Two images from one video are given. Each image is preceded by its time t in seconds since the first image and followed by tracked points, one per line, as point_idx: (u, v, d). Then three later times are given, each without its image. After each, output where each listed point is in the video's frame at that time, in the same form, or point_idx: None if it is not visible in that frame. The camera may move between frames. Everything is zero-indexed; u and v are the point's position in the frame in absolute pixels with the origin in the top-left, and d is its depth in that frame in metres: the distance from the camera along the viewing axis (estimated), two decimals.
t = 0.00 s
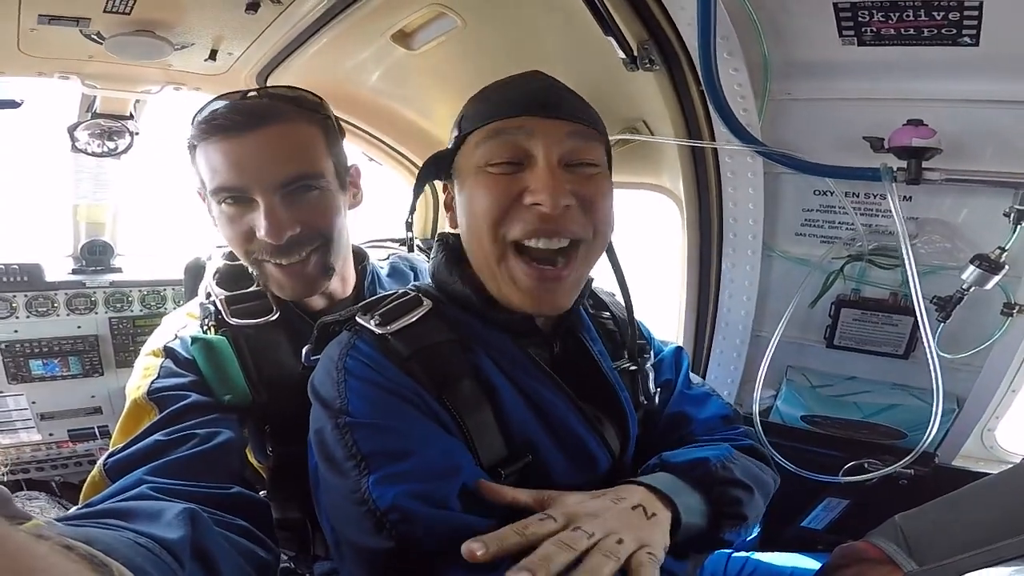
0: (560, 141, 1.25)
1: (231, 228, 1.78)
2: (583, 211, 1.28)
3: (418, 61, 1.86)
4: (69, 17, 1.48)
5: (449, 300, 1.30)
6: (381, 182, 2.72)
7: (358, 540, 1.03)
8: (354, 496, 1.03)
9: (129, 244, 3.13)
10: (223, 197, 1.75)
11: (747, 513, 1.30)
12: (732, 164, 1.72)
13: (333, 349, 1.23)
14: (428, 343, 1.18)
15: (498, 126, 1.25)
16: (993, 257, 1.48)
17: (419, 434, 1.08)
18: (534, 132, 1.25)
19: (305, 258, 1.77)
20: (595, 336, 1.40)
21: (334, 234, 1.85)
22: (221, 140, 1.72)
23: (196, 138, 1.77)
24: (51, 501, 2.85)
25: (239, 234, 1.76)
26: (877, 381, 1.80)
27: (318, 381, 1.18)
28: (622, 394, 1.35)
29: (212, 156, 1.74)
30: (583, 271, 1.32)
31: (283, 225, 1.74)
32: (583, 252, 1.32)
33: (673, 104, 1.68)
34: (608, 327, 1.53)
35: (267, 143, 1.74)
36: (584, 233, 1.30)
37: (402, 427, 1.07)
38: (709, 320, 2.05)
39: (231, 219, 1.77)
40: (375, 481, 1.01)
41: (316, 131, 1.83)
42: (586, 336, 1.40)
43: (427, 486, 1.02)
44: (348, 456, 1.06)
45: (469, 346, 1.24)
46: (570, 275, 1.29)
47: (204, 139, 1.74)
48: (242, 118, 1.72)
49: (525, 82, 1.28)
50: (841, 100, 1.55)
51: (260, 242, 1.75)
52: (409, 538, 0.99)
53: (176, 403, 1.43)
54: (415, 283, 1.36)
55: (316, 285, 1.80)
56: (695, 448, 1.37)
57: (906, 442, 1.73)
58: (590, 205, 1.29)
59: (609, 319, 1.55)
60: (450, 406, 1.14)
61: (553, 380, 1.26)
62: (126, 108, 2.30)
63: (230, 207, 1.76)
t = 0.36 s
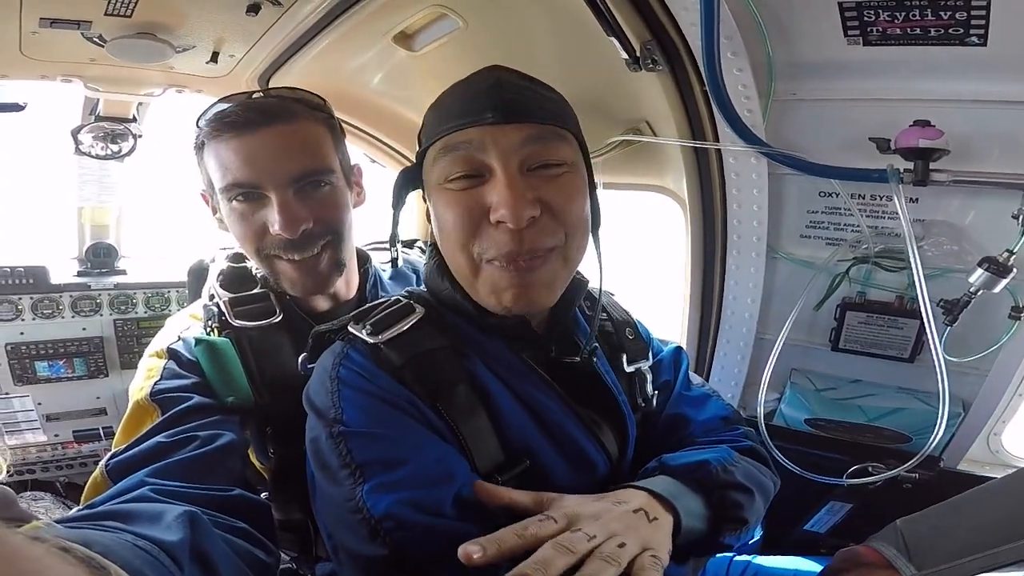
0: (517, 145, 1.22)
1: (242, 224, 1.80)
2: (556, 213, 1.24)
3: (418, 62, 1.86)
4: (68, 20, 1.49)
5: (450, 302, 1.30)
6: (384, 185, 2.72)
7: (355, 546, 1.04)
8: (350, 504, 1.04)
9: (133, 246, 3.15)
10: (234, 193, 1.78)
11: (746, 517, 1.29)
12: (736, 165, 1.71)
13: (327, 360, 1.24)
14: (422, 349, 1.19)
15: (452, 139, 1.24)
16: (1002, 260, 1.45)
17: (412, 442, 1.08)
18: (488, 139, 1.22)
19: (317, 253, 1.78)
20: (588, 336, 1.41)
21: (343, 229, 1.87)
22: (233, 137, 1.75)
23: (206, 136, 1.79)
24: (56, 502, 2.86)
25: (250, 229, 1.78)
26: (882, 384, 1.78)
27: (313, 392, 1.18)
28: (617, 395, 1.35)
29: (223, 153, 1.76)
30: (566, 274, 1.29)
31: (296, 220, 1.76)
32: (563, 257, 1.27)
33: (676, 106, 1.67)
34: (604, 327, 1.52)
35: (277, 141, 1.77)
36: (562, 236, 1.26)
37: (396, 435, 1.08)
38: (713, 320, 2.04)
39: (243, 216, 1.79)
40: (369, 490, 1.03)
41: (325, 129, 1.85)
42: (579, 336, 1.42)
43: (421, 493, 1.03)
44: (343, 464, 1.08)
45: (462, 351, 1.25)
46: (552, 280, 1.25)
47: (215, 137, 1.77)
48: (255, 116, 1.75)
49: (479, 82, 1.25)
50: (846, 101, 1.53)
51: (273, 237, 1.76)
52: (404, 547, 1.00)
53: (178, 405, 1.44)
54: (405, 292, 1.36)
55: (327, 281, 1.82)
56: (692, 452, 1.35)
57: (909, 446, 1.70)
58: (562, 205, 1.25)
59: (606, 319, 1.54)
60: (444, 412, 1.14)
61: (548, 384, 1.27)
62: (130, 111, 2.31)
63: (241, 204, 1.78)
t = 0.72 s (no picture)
0: (554, 147, 1.22)
1: (249, 215, 1.82)
2: (590, 216, 1.26)
3: (428, 63, 1.87)
4: (88, 16, 1.50)
5: (457, 300, 1.30)
6: (391, 184, 2.72)
7: (358, 545, 1.05)
8: (354, 503, 1.06)
9: (142, 242, 3.15)
10: (243, 186, 1.79)
11: (734, 494, 1.32)
12: (745, 169, 1.71)
13: (333, 358, 1.24)
14: (427, 350, 1.18)
15: (488, 139, 1.22)
16: (1010, 265, 1.44)
17: (415, 441, 1.10)
18: (524, 140, 1.21)
19: (324, 245, 1.80)
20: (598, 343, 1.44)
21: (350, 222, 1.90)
22: (241, 130, 1.76)
23: (214, 130, 1.81)
24: (60, 496, 2.86)
25: (258, 221, 1.80)
26: (889, 390, 1.78)
27: (318, 390, 1.21)
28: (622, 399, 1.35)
29: (231, 146, 1.77)
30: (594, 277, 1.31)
31: (304, 211, 1.79)
32: (593, 259, 1.30)
33: (686, 108, 1.67)
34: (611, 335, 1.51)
35: (284, 135, 1.78)
36: (593, 240, 1.28)
37: (401, 435, 1.10)
38: (719, 322, 2.04)
39: (250, 208, 1.81)
40: (372, 489, 1.05)
41: (330, 124, 1.87)
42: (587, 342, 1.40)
43: (423, 491, 1.04)
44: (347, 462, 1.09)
45: (469, 353, 1.26)
46: (583, 282, 1.27)
47: (224, 131, 1.78)
48: (261, 109, 1.76)
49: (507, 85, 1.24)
50: (855, 106, 1.54)
51: (281, 227, 1.79)
52: (405, 547, 1.00)
53: (184, 401, 1.44)
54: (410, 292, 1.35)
55: (335, 273, 1.83)
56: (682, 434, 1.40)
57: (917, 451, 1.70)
58: (595, 209, 1.27)
59: (613, 324, 1.54)
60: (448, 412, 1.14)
61: (552, 387, 1.28)
62: (142, 107, 2.33)
63: (249, 196, 1.80)
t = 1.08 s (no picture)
0: (523, 147, 1.22)
1: (282, 216, 1.78)
2: (561, 218, 1.25)
3: (432, 64, 1.88)
4: (98, 17, 1.52)
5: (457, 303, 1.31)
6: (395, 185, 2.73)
7: (361, 548, 1.05)
8: (356, 506, 1.05)
9: (147, 243, 3.16)
10: (274, 185, 1.77)
11: (769, 525, 1.30)
12: (748, 167, 1.73)
13: (333, 361, 1.25)
14: (426, 353, 1.19)
15: (459, 139, 1.23)
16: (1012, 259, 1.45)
17: (417, 443, 1.10)
18: (493, 141, 1.22)
19: (357, 233, 1.83)
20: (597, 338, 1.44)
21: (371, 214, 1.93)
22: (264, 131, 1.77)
23: (228, 135, 1.80)
24: (65, 497, 2.85)
25: (295, 217, 1.78)
26: (892, 386, 1.78)
27: (318, 395, 1.20)
28: (625, 395, 1.36)
29: (257, 146, 1.77)
30: (569, 280, 1.30)
31: (343, 199, 1.80)
32: (568, 262, 1.29)
33: (688, 106, 1.69)
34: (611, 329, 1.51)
35: (301, 132, 1.80)
36: (566, 242, 1.27)
37: (402, 437, 1.10)
38: (723, 320, 2.04)
39: (284, 207, 1.78)
40: (375, 491, 1.04)
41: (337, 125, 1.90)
42: (587, 338, 1.43)
43: (426, 493, 1.04)
44: (349, 466, 1.09)
45: (468, 351, 1.28)
46: (554, 285, 1.27)
47: (243, 133, 1.78)
48: (274, 110, 1.77)
49: (484, 81, 1.25)
50: (855, 104, 1.55)
51: (321, 220, 1.78)
52: (409, 548, 1.01)
53: (190, 399, 1.44)
54: (410, 292, 1.38)
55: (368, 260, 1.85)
56: (716, 457, 1.35)
57: (923, 446, 1.70)
58: (568, 210, 1.26)
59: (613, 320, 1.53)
60: (448, 415, 1.15)
61: (552, 388, 1.27)
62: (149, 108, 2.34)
63: (280, 195, 1.78)
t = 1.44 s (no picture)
0: (563, 156, 1.21)
1: (273, 222, 1.77)
2: (595, 230, 1.24)
3: (431, 65, 1.87)
4: (93, 19, 1.51)
5: (455, 307, 1.30)
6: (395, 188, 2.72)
7: (362, 550, 1.05)
8: (357, 507, 1.05)
9: (146, 246, 3.16)
10: (265, 194, 1.76)
11: (753, 544, 1.28)
12: (749, 168, 1.72)
13: (332, 361, 1.25)
14: (426, 352, 1.18)
15: (497, 143, 1.20)
16: (1015, 261, 1.44)
17: (417, 443, 1.09)
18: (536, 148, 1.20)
19: (349, 238, 1.82)
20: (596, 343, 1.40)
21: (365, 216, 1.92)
22: (253, 138, 1.75)
23: (218, 142, 1.79)
24: (64, 502, 2.84)
25: (286, 224, 1.77)
26: (894, 388, 1.77)
27: (318, 395, 1.20)
28: (627, 401, 1.35)
29: (246, 155, 1.76)
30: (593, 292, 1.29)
31: (335, 203, 1.79)
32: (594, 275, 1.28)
33: (688, 109, 1.68)
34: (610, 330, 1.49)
35: (293, 137, 1.78)
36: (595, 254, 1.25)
37: (403, 437, 1.09)
38: (724, 322, 2.03)
39: (275, 213, 1.77)
40: (377, 492, 1.04)
41: (328, 126, 1.88)
42: (585, 340, 1.39)
43: (428, 494, 1.04)
44: (350, 466, 1.09)
45: (468, 353, 1.27)
46: (583, 296, 1.25)
47: (232, 141, 1.76)
48: (262, 116, 1.76)
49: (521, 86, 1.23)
50: (856, 106, 1.54)
51: (312, 225, 1.77)
52: (410, 550, 1.01)
53: (189, 403, 1.44)
54: (409, 294, 1.37)
55: (361, 265, 1.85)
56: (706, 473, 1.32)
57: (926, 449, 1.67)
58: (601, 223, 1.25)
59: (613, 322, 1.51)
60: (449, 414, 1.14)
61: (552, 390, 1.27)
62: (148, 110, 2.34)
63: (272, 203, 1.77)
